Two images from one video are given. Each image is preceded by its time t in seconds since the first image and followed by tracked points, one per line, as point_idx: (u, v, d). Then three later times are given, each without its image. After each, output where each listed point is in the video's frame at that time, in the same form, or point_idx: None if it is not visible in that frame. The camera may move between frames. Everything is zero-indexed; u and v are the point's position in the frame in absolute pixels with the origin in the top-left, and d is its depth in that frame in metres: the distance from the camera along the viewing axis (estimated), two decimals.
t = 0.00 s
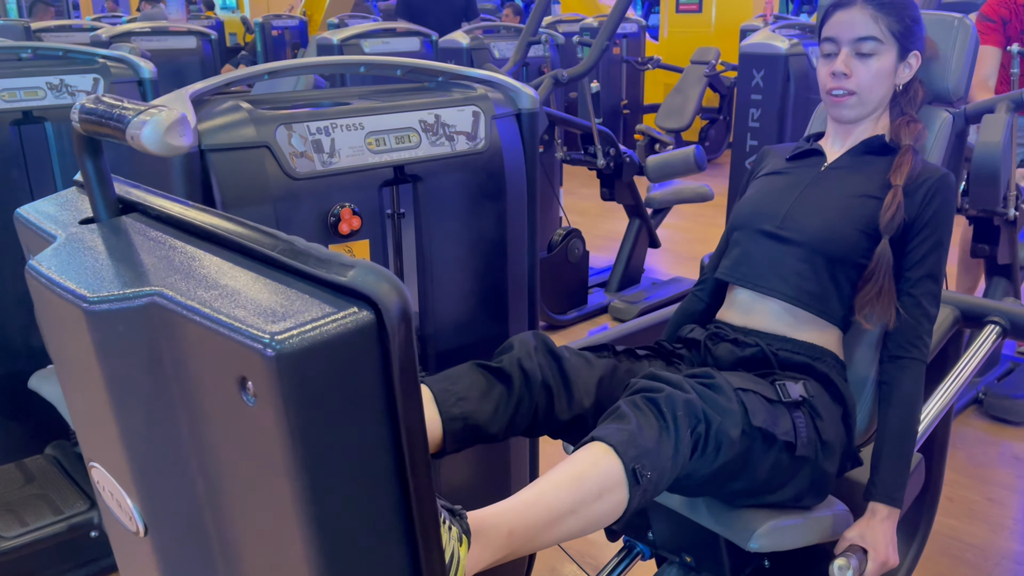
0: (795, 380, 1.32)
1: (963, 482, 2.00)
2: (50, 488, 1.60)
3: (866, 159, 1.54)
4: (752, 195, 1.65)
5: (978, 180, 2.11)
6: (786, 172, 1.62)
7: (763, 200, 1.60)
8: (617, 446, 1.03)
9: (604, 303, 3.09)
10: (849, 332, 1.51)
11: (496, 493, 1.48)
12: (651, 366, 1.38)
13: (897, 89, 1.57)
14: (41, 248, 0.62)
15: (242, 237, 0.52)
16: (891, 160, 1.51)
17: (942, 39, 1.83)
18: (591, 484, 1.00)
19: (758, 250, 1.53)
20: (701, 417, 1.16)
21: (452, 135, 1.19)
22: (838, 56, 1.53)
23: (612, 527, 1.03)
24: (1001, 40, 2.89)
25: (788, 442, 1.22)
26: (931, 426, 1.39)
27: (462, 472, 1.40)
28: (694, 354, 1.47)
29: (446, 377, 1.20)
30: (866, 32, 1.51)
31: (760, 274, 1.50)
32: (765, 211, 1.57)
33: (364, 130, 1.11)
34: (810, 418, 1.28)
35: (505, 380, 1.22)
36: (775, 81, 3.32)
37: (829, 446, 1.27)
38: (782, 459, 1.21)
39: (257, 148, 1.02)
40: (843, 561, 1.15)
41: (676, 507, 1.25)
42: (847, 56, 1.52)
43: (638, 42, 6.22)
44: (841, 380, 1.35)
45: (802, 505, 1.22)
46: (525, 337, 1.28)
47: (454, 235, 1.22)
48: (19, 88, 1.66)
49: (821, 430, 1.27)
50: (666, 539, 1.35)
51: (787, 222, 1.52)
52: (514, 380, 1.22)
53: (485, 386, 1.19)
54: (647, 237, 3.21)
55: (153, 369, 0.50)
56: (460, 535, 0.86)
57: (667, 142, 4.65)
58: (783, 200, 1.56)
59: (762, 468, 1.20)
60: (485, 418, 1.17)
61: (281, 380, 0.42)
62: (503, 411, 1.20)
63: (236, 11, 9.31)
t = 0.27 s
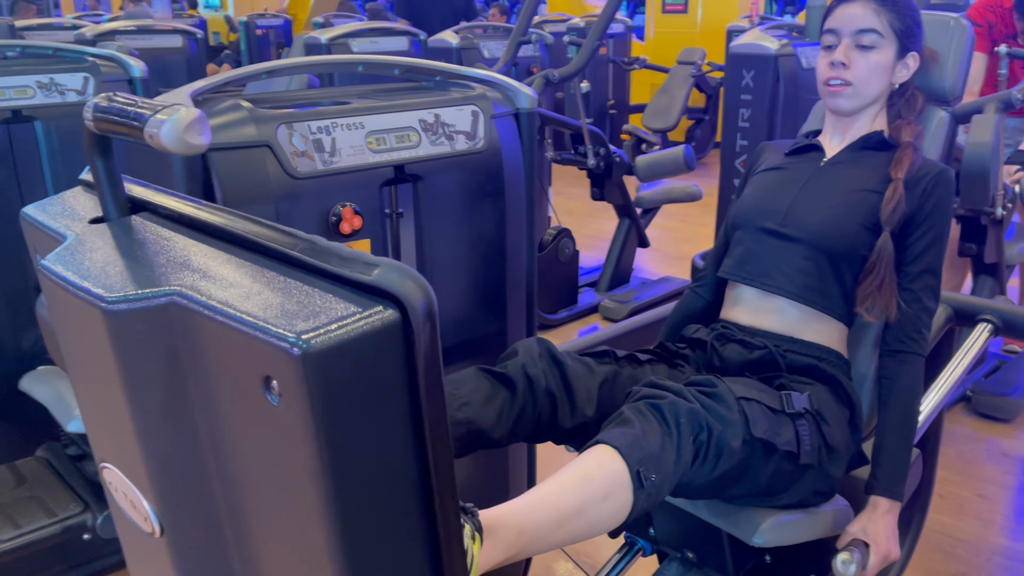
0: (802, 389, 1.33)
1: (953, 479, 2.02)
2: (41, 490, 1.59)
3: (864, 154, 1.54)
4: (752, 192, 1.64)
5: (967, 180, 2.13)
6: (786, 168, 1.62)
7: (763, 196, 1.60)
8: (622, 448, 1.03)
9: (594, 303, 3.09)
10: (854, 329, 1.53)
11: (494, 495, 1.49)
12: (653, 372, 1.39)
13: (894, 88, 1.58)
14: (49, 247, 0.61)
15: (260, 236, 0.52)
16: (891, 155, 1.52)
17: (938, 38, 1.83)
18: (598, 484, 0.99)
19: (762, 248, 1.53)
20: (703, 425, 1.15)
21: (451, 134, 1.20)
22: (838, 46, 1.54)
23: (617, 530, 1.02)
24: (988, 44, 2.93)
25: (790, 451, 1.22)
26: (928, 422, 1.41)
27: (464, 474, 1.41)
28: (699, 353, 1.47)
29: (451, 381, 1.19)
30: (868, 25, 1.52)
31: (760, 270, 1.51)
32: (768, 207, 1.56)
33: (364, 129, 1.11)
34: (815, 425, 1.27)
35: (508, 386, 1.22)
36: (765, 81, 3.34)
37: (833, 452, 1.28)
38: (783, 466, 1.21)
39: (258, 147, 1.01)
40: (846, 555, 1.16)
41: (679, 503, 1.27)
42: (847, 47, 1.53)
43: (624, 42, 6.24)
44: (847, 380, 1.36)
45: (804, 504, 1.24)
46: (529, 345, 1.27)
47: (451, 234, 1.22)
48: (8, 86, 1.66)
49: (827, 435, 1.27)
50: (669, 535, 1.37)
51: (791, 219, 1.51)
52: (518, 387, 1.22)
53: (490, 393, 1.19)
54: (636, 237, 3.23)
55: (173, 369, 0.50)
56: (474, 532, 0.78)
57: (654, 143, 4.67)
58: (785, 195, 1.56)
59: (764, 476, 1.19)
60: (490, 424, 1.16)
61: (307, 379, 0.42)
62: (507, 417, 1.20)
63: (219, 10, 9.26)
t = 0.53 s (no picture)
0: (792, 381, 1.35)
1: (933, 473, 2.05)
2: (28, 487, 1.58)
3: (850, 150, 1.56)
4: (739, 189, 1.65)
5: (947, 179, 2.17)
6: (772, 164, 1.63)
7: (751, 191, 1.61)
8: (621, 438, 1.05)
9: (578, 302, 3.10)
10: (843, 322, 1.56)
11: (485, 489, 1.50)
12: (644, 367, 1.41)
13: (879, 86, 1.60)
14: (56, 239, 0.62)
15: (274, 225, 0.53)
16: (877, 152, 1.54)
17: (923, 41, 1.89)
18: (596, 476, 1.00)
19: (751, 244, 1.55)
20: (700, 416, 1.17)
21: (444, 131, 1.22)
22: (824, 41, 1.56)
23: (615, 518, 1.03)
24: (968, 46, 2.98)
25: (782, 443, 1.24)
26: (910, 416, 1.43)
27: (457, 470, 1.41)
28: (689, 348, 1.49)
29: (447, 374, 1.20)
30: (854, 22, 1.54)
31: (749, 265, 1.53)
32: (756, 203, 1.58)
33: (359, 125, 1.12)
34: (806, 417, 1.30)
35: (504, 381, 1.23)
36: (749, 82, 3.37)
37: (822, 444, 1.30)
38: (776, 459, 1.23)
39: (255, 142, 1.02)
40: (835, 544, 1.19)
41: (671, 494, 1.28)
42: (833, 42, 1.55)
43: (606, 43, 6.27)
44: (835, 374, 1.39)
45: (794, 495, 1.25)
46: (525, 341, 1.28)
47: (444, 229, 1.24)
48: None
49: (816, 428, 1.30)
50: (659, 527, 1.40)
51: (780, 216, 1.53)
52: (513, 382, 1.23)
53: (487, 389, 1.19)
54: (620, 236, 3.26)
55: (188, 356, 0.50)
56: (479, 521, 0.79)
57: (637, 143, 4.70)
58: (772, 191, 1.58)
59: (757, 466, 1.22)
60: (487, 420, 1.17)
61: (327, 363, 0.43)
62: (503, 412, 1.21)
63: (199, 8, 9.19)
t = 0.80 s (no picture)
0: (819, 375, 1.38)
1: (956, 473, 2.07)
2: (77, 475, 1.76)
3: (867, 156, 1.59)
4: (760, 195, 1.70)
5: (971, 183, 2.19)
6: (792, 171, 1.68)
7: (771, 198, 1.65)
8: (657, 412, 1.08)
9: (605, 303, 3.17)
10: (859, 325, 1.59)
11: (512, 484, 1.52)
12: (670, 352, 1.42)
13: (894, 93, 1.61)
14: (131, 227, 0.68)
15: (334, 214, 0.58)
16: (892, 158, 1.57)
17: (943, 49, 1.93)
18: (636, 450, 1.03)
19: (772, 248, 1.59)
20: (739, 392, 1.20)
21: (479, 133, 1.28)
22: (838, 51, 1.59)
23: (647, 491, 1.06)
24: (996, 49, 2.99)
25: (809, 431, 1.28)
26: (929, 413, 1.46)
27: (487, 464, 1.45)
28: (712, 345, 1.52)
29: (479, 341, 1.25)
30: (867, 31, 1.57)
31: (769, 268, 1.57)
32: (776, 209, 1.62)
33: (400, 127, 1.18)
34: (829, 412, 1.33)
35: (534, 347, 1.27)
36: (774, 87, 3.40)
37: (842, 437, 1.34)
38: (800, 446, 1.27)
39: (303, 142, 1.07)
40: (850, 535, 1.25)
41: (692, 484, 1.34)
42: (847, 52, 1.58)
43: (633, 50, 6.31)
44: (853, 372, 1.42)
45: (812, 487, 1.30)
46: (553, 308, 1.33)
47: (479, 227, 1.29)
48: (47, 88, 1.80)
49: (837, 422, 1.33)
50: (681, 520, 1.43)
51: (800, 221, 1.57)
52: (543, 346, 1.27)
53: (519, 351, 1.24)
54: (647, 240, 3.31)
55: (256, 332, 0.56)
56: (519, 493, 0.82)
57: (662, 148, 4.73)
58: (793, 197, 1.62)
59: (782, 451, 1.26)
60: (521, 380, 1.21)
61: (388, 334, 0.48)
62: (535, 375, 1.25)
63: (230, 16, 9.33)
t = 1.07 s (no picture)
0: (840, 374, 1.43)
1: (990, 475, 2.08)
2: (136, 459, 2.08)
3: (876, 171, 1.62)
4: (772, 208, 1.72)
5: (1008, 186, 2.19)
6: (803, 185, 1.70)
7: (783, 210, 1.69)
8: (700, 379, 1.11)
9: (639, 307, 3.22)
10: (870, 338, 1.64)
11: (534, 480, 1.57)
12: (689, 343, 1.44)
13: (904, 108, 1.65)
14: (198, 212, 0.74)
15: (386, 198, 0.63)
16: (903, 172, 1.59)
17: (956, 64, 1.91)
18: (672, 417, 1.07)
19: (781, 261, 1.61)
20: (787, 358, 1.22)
21: (517, 132, 1.34)
22: (847, 69, 1.62)
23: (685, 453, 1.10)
24: None
25: (836, 419, 1.32)
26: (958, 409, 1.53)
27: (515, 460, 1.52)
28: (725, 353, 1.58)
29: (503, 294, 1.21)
30: (875, 49, 1.60)
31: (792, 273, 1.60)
32: (787, 222, 1.65)
33: (441, 126, 1.25)
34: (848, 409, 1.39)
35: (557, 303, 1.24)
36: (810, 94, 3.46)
37: (857, 438, 1.38)
38: (826, 435, 1.31)
39: (351, 139, 1.16)
40: (853, 545, 1.23)
41: (694, 490, 1.33)
42: (855, 70, 1.61)
43: (672, 56, 6.34)
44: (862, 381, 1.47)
45: (820, 497, 1.31)
46: (576, 267, 1.30)
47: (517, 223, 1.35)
48: (109, 92, 1.99)
49: (854, 423, 1.38)
50: (690, 526, 1.46)
51: (808, 235, 1.60)
52: (566, 303, 1.24)
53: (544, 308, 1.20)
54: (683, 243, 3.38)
55: (314, 305, 0.61)
56: (554, 462, 0.89)
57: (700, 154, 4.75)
58: (804, 211, 1.65)
59: (813, 432, 1.29)
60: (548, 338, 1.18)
61: (432, 302, 0.53)
62: (559, 332, 1.22)
63: (277, 25, 9.56)
